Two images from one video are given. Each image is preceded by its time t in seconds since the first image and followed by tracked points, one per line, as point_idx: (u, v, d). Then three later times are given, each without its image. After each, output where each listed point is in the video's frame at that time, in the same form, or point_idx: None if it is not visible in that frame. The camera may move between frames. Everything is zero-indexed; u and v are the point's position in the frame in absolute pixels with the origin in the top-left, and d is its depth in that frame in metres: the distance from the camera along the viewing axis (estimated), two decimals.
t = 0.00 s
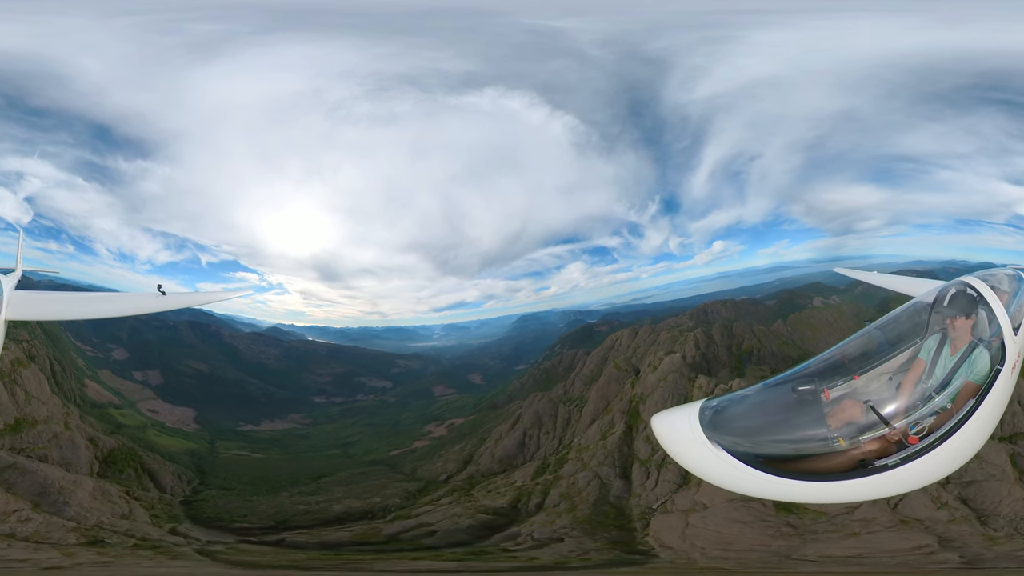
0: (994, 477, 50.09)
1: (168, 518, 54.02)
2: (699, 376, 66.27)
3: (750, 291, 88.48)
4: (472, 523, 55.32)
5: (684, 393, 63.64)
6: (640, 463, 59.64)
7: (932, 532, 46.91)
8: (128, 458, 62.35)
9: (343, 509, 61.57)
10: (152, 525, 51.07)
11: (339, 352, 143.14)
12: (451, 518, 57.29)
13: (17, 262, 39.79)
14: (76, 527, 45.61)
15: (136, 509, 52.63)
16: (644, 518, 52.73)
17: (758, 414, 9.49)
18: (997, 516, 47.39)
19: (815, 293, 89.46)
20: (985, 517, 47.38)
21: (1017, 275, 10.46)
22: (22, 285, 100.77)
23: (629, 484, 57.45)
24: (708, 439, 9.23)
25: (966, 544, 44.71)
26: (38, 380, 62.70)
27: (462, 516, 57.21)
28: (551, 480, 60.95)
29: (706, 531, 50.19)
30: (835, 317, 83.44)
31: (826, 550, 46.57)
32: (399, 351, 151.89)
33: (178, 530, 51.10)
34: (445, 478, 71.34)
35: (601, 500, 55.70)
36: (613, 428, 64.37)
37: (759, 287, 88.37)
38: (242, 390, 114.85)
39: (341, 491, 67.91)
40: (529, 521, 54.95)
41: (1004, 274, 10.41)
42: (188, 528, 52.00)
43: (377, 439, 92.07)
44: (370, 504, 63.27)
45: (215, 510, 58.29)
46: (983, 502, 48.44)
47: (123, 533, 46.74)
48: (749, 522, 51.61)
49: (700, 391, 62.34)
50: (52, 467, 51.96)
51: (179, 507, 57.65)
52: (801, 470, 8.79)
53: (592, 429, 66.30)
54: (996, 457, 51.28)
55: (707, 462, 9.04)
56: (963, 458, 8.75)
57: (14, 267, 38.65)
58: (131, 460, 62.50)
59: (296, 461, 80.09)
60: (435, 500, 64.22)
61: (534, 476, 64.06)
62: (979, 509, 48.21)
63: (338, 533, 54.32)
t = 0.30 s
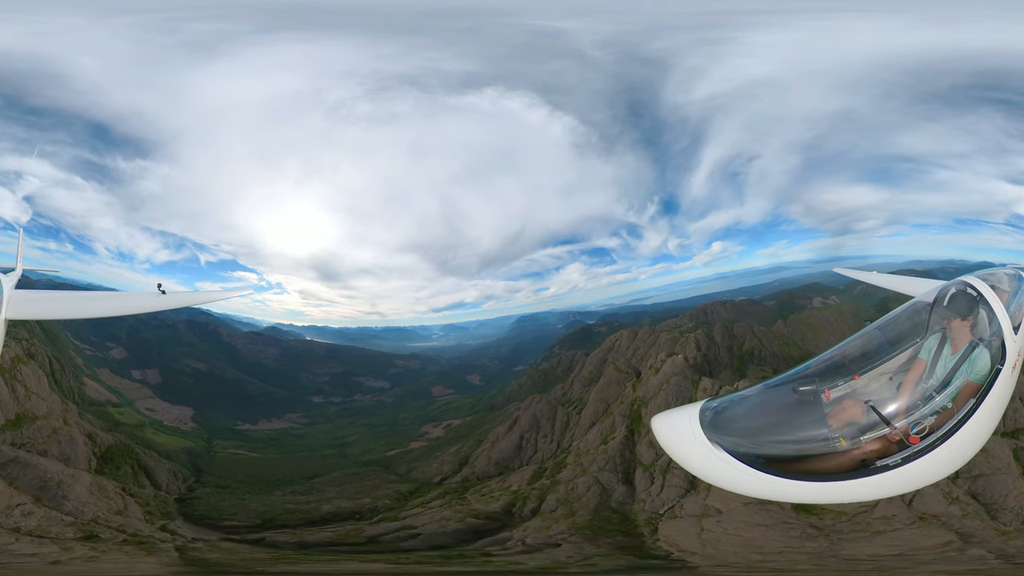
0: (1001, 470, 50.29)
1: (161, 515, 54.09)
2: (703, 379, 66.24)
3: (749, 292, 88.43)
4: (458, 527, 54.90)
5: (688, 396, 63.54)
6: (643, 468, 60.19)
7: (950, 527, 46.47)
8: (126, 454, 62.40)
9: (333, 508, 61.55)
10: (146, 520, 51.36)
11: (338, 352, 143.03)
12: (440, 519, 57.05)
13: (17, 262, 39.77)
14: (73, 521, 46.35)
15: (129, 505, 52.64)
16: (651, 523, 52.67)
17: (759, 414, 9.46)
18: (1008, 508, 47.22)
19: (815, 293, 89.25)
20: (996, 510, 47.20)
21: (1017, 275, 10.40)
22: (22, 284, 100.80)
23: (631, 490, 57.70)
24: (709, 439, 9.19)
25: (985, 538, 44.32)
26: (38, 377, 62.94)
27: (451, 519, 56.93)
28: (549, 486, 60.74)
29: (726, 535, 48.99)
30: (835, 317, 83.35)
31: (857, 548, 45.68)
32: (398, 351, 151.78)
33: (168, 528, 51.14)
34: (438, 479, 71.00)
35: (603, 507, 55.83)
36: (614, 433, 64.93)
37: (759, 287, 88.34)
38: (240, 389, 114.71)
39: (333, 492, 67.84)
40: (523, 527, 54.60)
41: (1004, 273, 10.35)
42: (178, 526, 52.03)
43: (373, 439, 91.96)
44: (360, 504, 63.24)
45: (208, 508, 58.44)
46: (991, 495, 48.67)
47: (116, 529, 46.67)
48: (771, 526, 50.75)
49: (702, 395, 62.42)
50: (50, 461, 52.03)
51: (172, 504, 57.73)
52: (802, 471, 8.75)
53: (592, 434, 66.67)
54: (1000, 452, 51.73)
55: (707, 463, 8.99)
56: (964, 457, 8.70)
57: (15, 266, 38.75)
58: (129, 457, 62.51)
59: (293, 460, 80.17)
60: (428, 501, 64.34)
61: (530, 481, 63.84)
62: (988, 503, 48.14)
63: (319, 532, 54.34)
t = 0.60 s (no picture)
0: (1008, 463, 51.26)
1: (154, 513, 53.99)
2: (708, 381, 66.01)
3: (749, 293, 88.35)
4: (442, 531, 54.72)
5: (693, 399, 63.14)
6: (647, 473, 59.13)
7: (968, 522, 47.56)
8: (123, 451, 62.28)
9: (320, 509, 61.79)
10: (140, 516, 51.30)
11: (336, 352, 142.96)
12: (420, 523, 57.08)
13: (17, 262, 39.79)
14: (72, 514, 46.05)
15: (124, 501, 52.46)
16: (660, 528, 51.81)
17: (759, 415, 9.42)
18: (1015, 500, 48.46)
19: (815, 294, 89.28)
20: (1005, 503, 48.51)
21: (1016, 274, 10.37)
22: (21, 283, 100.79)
23: (634, 494, 56.85)
24: (710, 441, 9.15)
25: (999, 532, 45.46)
26: (37, 374, 63.00)
27: (436, 524, 56.28)
28: (547, 491, 60.50)
29: (752, 537, 48.61)
30: (835, 318, 83.34)
31: (891, 550, 45.86)
32: (396, 352, 151.66)
33: (160, 525, 51.09)
34: (433, 481, 71.59)
35: (609, 513, 54.83)
36: (616, 437, 64.49)
37: (759, 288, 88.31)
38: (237, 388, 114.61)
39: (324, 491, 67.91)
40: (516, 531, 54.34)
41: (1003, 273, 10.33)
42: (169, 523, 52.13)
43: (370, 439, 91.89)
44: (347, 505, 63.32)
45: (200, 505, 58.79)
46: (999, 487, 49.80)
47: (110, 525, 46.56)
48: (796, 528, 50.56)
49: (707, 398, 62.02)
50: (49, 455, 52.00)
51: (166, 501, 57.71)
52: (803, 471, 8.72)
53: (592, 438, 66.52)
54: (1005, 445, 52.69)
55: (708, 464, 8.95)
56: (965, 457, 8.67)
57: (15, 264, 38.87)
58: (126, 453, 62.35)
59: (290, 459, 80.19)
60: (416, 505, 64.18)
61: (526, 486, 63.42)
62: (996, 497, 49.17)
63: (298, 532, 54.41)
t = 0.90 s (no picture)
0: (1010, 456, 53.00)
1: (147, 509, 54.01)
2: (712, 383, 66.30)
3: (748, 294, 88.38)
4: (424, 534, 54.08)
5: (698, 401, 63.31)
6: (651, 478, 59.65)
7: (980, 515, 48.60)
8: (121, 448, 62.24)
9: (307, 508, 61.92)
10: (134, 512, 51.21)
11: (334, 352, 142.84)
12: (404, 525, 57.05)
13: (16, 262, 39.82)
14: (70, 509, 45.97)
15: (121, 497, 52.39)
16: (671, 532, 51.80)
17: (760, 416, 9.39)
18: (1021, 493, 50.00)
19: (814, 294, 89.39)
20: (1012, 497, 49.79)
21: (1016, 274, 10.33)
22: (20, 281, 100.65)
23: (640, 500, 56.99)
24: (710, 441, 9.12)
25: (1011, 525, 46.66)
26: (38, 370, 63.03)
27: (418, 527, 55.74)
28: (543, 496, 60.85)
29: (781, 541, 48.64)
30: (835, 318, 83.51)
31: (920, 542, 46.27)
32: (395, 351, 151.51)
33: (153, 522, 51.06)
34: (426, 483, 71.52)
35: (612, 519, 54.99)
36: (618, 442, 64.59)
37: (758, 288, 88.30)
38: (235, 387, 114.50)
39: (316, 491, 67.87)
40: (507, 537, 54.32)
41: (1004, 272, 10.28)
42: (161, 519, 52.12)
43: (366, 439, 91.79)
44: (334, 504, 63.30)
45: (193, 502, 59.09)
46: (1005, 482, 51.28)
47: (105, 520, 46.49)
48: (823, 528, 50.76)
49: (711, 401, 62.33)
50: (48, 450, 51.97)
51: (160, 499, 57.73)
52: (804, 471, 8.68)
53: (592, 442, 66.54)
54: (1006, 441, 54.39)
55: (708, 465, 8.92)
56: (967, 456, 8.64)
57: (15, 263, 38.95)
58: (123, 450, 62.23)
59: (288, 459, 80.12)
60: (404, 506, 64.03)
61: (521, 490, 63.36)
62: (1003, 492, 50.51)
63: (280, 530, 54.56)
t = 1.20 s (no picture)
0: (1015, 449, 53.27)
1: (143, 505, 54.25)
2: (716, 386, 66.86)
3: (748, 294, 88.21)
4: (402, 536, 53.55)
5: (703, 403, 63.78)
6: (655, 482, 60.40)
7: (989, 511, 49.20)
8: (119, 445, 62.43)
9: (295, 507, 61.92)
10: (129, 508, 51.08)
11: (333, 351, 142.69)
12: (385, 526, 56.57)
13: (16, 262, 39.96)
14: (68, 504, 46.26)
15: (118, 492, 52.54)
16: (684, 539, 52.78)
17: (761, 416, 9.35)
18: None
19: (814, 294, 89.12)
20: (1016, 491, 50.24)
21: (1016, 274, 10.28)
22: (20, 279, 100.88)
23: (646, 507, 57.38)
24: (710, 441, 9.08)
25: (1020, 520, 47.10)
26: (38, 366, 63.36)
27: (400, 529, 55.33)
28: (539, 502, 60.75)
29: (812, 542, 49.39)
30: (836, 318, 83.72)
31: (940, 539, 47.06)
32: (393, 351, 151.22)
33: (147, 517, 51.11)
34: (419, 484, 70.69)
35: (619, 525, 54.96)
36: (619, 449, 64.75)
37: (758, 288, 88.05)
38: (234, 386, 114.52)
39: (308, 490, 67.17)
40: (496, 542, 54.23)
41: (1004, 271, 10.23)
42: (153, 515, 52.29)
43: (363, 439, 91.62)
44: (323, 504, 62.70)
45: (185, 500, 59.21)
46: (1011, 475, 51.57)
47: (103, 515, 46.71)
48: (851, 527, 50.85)
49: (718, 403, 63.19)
50: (47, 445, 52.22)
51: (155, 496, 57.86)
52: (804, 471, 8.65)
53: (592, 448, 66.91)
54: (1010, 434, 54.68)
55: (708, 465, 8.88)
56: (967, 456, 8.59)
57: (15, 262, 39.13)
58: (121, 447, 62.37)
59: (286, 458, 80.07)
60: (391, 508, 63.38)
61: (515, 495, 63.18)
62: (1008, 485, 50.92)
63: (261, 528, 54.34)
